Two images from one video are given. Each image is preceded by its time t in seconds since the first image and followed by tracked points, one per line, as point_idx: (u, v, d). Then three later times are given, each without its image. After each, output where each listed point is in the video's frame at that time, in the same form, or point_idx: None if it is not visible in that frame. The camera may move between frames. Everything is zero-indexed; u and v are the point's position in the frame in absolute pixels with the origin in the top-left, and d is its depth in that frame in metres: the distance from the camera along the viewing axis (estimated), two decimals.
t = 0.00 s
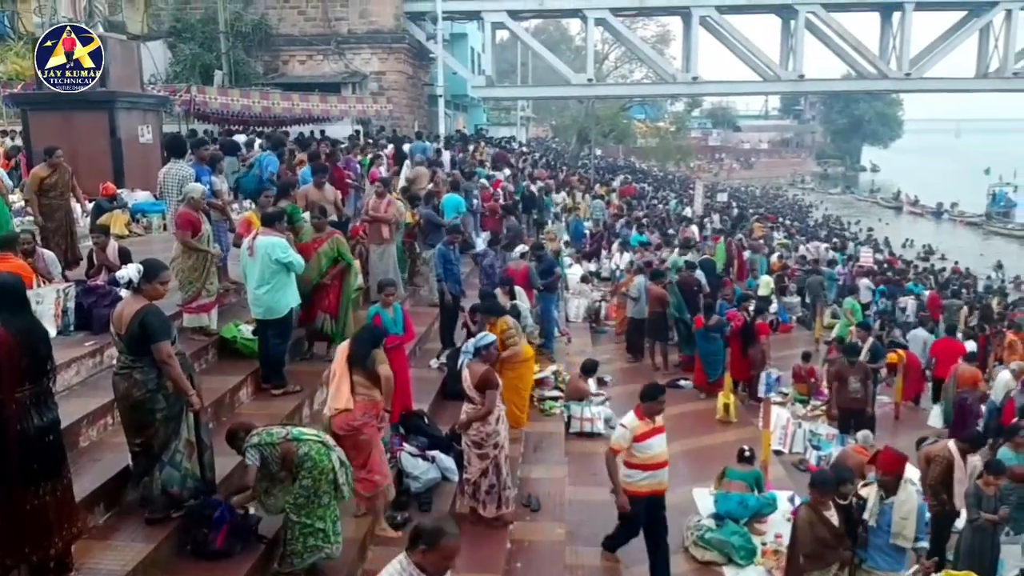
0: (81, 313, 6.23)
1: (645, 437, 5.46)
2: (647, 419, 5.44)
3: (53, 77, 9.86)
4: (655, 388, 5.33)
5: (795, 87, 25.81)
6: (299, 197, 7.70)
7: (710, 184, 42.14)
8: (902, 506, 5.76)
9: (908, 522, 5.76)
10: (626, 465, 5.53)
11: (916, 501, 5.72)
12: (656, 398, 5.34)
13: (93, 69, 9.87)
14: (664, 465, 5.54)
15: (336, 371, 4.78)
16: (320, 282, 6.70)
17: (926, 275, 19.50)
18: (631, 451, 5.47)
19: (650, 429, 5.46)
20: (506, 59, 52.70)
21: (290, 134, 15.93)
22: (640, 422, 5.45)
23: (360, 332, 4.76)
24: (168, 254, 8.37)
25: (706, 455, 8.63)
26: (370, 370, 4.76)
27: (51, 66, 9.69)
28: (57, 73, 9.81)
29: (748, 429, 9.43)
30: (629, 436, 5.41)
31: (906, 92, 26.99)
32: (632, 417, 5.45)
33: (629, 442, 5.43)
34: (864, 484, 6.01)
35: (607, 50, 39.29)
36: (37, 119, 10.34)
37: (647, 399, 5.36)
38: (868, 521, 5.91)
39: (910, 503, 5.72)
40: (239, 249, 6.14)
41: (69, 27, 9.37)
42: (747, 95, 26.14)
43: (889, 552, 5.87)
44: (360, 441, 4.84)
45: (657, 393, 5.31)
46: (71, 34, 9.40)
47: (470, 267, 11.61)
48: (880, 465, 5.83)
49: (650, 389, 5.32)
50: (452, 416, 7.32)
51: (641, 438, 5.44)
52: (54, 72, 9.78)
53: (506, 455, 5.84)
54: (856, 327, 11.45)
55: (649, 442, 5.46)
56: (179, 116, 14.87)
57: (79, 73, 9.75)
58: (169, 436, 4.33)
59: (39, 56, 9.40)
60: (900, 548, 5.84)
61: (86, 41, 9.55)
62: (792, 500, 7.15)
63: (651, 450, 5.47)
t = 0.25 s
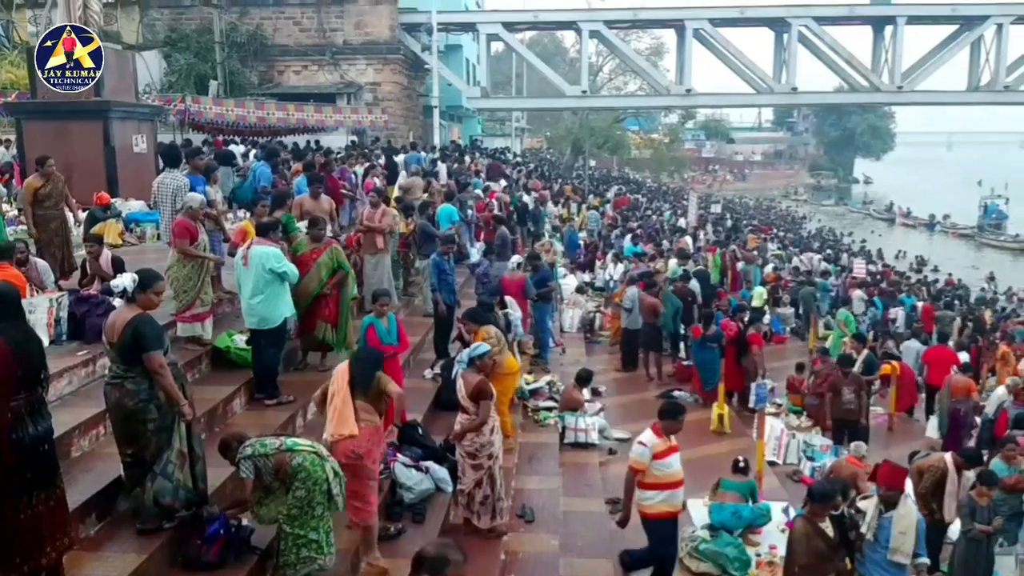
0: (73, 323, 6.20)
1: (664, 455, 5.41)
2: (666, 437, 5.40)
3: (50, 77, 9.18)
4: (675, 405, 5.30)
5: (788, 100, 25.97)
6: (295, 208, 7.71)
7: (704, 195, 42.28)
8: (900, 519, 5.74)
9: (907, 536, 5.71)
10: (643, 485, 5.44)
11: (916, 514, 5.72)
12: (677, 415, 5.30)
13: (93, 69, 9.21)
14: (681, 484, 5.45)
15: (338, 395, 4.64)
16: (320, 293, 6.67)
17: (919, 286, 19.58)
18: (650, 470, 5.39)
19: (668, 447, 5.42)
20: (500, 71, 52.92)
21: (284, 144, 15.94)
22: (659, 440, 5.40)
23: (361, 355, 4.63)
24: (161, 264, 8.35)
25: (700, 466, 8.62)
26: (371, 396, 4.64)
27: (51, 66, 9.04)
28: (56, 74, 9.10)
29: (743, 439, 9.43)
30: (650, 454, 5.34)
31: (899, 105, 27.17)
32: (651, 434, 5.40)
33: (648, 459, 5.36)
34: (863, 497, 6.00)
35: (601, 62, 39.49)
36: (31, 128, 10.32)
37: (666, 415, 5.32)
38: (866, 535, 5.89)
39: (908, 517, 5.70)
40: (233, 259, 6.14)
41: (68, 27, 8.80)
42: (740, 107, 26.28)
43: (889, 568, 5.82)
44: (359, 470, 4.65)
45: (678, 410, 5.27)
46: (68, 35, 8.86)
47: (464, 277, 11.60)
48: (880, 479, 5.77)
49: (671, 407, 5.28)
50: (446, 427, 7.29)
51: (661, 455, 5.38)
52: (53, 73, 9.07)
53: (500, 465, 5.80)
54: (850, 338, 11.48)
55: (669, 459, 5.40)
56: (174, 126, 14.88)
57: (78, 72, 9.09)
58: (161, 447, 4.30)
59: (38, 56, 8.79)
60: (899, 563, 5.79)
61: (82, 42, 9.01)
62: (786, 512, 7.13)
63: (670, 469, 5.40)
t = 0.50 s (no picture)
0: (67, 337, 6.17)
1: (699, 484, 5.22)
2: (699, 466, 5.21)
3: (51, 77, 9.06)
4: (704, 431, 5.13)
5: (782, 116, 26.12)
6: (291, 221, 7.71)
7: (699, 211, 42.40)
8: (908, 545, 5.99)
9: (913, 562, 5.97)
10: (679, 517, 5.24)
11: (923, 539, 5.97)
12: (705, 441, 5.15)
13: (94, 70, 9.08)
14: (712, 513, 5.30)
15: (335, 429, 4.56)
16: (320, 307, 6.67)
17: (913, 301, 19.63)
18: (687, 501, 5.21)
19: (702, 475, 5.23)
20: (496, 87, 53.19)
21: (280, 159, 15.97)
22: (693, 469, 5.21)
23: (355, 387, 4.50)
24: (156, 278, 8.33)
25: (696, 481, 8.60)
26: (361, 424, 4.52)
27: (51, 66, 8.89)
28: (58, 74, 8.97)
29: (739, 455, 9.41)
30: (688, 484, 5.16)
31: (892, 121, 27.36)
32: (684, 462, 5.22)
33: (684, 490, 5.19)
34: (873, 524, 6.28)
35: (596, 78, 39.71)
36: (28, 143, 10.33)
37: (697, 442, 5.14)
38: (874, 561, 6.14)
39: (916, 543, 5.95)
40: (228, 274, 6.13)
41: (69, 26, 8.68)
42: (735, 123, 26.42)
43: None
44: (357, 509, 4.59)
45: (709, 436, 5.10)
46: (71, 35, 8.76)
47: (460, 292, 11.60)
48: (888, 504, 6.42)
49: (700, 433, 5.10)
50: (440, 442, 7.27)
51: (697, 485, 5.20)
52: (55, 73, 8.94)
53: (495, 480, 5.78)
54: (845, 353, 11.50)
55: (704, 489, 5.22)
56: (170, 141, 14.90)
57: (79, 72, 8.96)
58: (154, 461, 4.28)
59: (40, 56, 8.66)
60: None
61: (86, 43, 8.88)
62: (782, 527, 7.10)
63: (706, 497, 5.23)
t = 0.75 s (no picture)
0: (66, 337, 6.19)
1: (712, 487, 5.69)
2: (710, 470, 5.63)
3: (51, 76, 9.08)
4: (712, 436, 5.46)
5: (780, 116, 26.15)
6: (290, 221, 7.73)
7: (697, 212, 42.44)
8: (910, 548, 5.92)
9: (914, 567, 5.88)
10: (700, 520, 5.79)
11: (925, 540, 5.93)
12: (715, 447, 5.48)
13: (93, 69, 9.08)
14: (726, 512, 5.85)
15: (332, 432, 4.61)
16: (319, 307, 6.70)
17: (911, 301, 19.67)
18: (703, 506, 5.71)
19: (714, 479, 5.68)
20: (495, 88, 53.24)
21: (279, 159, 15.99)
22: (705, 474, 5.63)
23: (350, 391, 4.51)
24: (156, 278, 8.35)
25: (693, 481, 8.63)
26: (353, 427, 4.52)
27: (51, 65, 8.91)
28: (58, 73, 8.99)
29: (737, 455, 9.44)
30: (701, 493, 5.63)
31: (890, 122, 27.42)
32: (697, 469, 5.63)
33: (700, 495, 5.66)
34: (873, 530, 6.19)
35: (594, 79, 39.75)
36: (27, 144, 10.35)
37: (706, 448, 5.48)
38: (875, 566, 6.04)
39: (918, 545, 5.90)
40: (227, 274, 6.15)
41: (70, 27, 8.69)
42: (733, 124, 26.45)
43: None
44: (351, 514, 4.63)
45: (716, 443, 5.43)
46: (72, 34, 8.75)
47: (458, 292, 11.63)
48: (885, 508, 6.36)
49: (708, 441, 5.44)
50: (438, 442, 7.29)
51: (710, 490, 5.67)
52: (56, 72, 8.96)
53: (494, 480, 5.79)
54: (842, 354, 11.54)
55: (716, 491, 5.72)
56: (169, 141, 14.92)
57: (81, 73, 8.96)
58: (153, 462, 4.30)
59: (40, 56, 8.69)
60: None
61: (87, 41, 8.89)
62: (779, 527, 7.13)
63: (719, 500, 5.74)
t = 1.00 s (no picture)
0: (65, 340, 6.14)
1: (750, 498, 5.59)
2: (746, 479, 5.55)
3: (50, 76, 9.02)
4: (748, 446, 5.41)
5: (781, 120, 26.10)
6: (290, 224, 7.67)
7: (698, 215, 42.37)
8: (919, 558, 5.87)
9: None
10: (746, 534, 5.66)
11: (933, 552, 5.87)
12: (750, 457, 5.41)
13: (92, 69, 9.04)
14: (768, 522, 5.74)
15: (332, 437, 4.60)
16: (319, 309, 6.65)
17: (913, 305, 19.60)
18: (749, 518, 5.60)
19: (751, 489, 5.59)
20: (496, 91, 53.23)
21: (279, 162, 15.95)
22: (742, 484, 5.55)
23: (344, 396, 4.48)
24: (154, 281, 8.30)
25: (696, 486, 8.57)
26: (344, 433, 4.47)
27: (51, 65, 8.86)
28: (57, 73, 8.94)
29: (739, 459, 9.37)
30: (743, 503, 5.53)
31: (892, 126, 27.36)
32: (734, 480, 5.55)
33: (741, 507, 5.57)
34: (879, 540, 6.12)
35: (595, 82, 39.72)
36: (26, 146, 10.31)
37: (747, 460, 5.41)
38: None
39: (926, 556, 5.84)
40: (227, 277, 6.10)
41: (69, 27, 8.58)
42: (734, 127, 26.40)
43: None
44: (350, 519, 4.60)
45: (756, 456, 5.39)
46: (71, 34, 8.66)
47: (459, 295, 11.58)
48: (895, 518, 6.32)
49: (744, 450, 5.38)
50: (439, 446, 7.23)
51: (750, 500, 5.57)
52: (54, 73, 8.92)
53: (495, 485, 5.73)
54: (845, 358, 11.48)
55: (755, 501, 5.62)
56: (168, 144, 14.88)
57: (81, 74, 8.92)
58: (152, 466, 4.24)
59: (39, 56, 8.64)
60: None
61: (88, 41, 8.87)
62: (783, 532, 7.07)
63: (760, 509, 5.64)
